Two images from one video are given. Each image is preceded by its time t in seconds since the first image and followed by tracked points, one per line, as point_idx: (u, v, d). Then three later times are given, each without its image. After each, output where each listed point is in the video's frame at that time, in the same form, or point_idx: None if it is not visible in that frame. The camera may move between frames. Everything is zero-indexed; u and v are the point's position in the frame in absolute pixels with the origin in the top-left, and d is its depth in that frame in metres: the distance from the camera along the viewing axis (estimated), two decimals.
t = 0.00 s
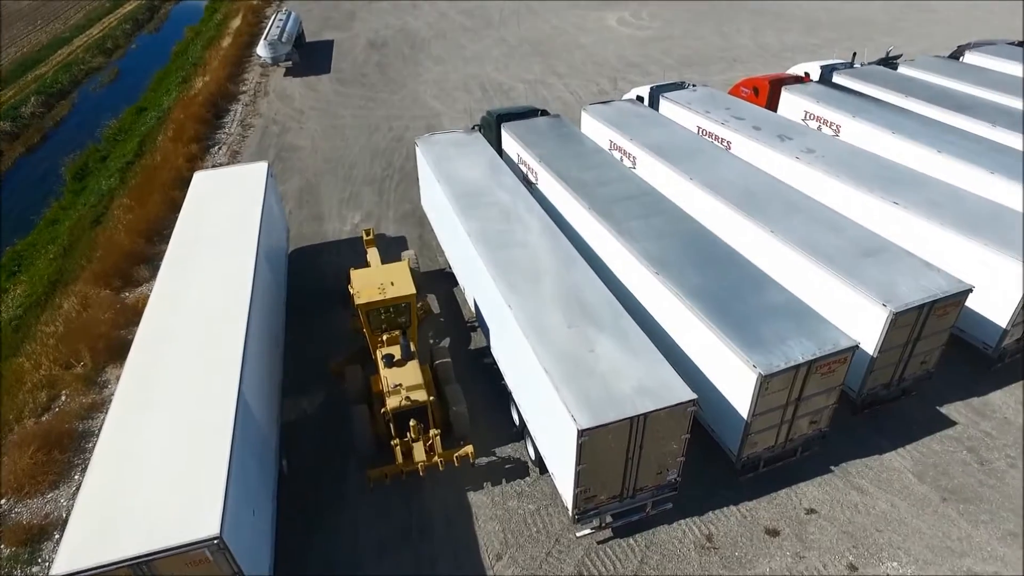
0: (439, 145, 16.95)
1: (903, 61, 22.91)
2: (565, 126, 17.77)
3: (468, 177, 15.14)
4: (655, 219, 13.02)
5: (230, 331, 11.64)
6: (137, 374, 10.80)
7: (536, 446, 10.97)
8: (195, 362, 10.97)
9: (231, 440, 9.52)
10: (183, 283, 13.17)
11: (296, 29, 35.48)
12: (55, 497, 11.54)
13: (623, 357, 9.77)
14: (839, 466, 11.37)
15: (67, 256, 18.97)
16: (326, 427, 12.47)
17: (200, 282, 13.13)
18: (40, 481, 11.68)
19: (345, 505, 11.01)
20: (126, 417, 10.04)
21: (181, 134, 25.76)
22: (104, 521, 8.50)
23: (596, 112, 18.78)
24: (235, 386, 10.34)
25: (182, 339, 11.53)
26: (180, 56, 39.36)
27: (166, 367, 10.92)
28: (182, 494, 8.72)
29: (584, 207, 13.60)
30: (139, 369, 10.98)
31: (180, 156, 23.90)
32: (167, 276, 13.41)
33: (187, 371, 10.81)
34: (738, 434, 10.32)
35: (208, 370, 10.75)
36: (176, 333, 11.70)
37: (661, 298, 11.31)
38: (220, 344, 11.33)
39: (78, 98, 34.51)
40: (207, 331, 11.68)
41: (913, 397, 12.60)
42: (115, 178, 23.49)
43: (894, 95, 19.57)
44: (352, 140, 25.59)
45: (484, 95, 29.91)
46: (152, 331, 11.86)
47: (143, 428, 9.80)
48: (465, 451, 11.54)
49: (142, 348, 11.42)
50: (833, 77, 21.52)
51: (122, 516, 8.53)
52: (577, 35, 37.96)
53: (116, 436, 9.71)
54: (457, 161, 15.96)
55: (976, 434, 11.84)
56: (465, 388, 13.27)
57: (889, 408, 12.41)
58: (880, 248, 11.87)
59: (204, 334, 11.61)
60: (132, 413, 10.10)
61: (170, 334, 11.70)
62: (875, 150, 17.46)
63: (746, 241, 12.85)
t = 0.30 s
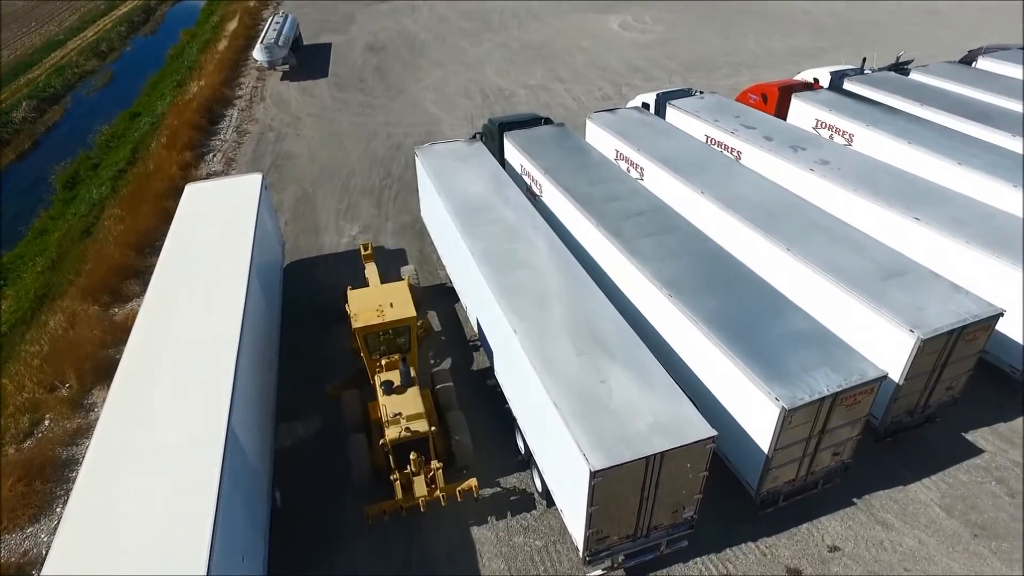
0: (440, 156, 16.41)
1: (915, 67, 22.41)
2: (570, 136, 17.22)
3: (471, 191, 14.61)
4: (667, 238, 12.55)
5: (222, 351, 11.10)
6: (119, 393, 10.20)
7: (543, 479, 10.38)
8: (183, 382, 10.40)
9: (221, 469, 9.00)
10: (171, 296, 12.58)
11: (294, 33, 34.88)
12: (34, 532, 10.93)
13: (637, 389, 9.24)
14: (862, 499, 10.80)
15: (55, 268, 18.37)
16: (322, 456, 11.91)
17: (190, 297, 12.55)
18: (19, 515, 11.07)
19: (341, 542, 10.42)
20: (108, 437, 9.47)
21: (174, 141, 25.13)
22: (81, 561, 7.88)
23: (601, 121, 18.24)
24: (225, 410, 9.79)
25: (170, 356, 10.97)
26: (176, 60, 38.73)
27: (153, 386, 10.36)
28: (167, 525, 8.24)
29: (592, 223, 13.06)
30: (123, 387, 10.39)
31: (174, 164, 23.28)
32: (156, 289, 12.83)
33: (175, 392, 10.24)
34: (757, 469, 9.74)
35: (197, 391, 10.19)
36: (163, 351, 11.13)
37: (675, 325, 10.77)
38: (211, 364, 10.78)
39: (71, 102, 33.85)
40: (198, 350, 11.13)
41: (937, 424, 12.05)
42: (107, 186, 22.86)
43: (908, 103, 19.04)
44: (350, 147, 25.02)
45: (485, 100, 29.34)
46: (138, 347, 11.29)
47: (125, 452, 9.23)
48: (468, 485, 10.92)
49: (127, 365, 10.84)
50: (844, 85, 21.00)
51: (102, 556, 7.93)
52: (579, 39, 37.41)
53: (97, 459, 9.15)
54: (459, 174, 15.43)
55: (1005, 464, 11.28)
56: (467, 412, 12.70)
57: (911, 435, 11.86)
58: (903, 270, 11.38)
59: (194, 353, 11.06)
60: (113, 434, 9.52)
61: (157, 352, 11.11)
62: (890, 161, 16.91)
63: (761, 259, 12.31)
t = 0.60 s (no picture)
0: (441, 167, 15.80)
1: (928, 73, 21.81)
2: (576, 146, 16.61)
3: (472, 204, 14.00)
4: (680, 257, 12.01)
5: (205, 397, 10.48)
6: (95, 450, 9.62)
7: (551, 517, 9.78)
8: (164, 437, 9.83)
9: (203, 542, 8.50)
10: (154, 330, 11.94)
11: (291, 36, 34.23)
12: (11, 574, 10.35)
13: (652, 426, 8.65)
14: (888, 537, 10.20)
15: (41, 283, 17.72)
16: (318, 489, 11.31)
17: (174, 330, 11.91)
18: None
19: None
20: (84, 503, 9.02)
21: (168, 148, 24.46)
22: None
23: (607, 129, 17.64)
24: (207, 467, 9.21)
25: (151, 403, 10.41)
26: (171, 63, 38.09)
27: (132, 439, 9.84)
28: None
29: (601, 240, 12.45)
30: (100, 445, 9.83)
31: (166, 172, 22.66)
32: (138, 321, 12.20)
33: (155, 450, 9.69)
34: (780, 508, 9.13)
35: (179, 447, 9.62)
36: (144, 398, 10.53)
37: (692, 351, 10.18)
38: (194, 415, 10.20)
39: (63, 107, 33.20)
40: (180, 396, 10.52)
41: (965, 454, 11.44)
42: (97, 195, 22.20)
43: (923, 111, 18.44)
44: (348, 154, 24.42)
45: (487, 105, 28.73)
46: (117, 393, 10.69)
47: (102, 519, 8.76)
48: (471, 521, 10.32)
49: (104, 417, 10.25)
50: (857, 91, 20.41)
51: None
52: (581, 42, 36.81)
53: (72, 529, 8.68)
54: (460, 186, 14.82)
55: None
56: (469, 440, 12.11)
57: (937, 466, 11.27)
58: (931, 292, 10.78)
59: (176, 400, 10.46)
60: (88, 499, 9.03)
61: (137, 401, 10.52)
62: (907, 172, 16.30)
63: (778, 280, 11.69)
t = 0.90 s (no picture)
0: (441, 180, 15.20)
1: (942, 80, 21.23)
2: (581, 158, 16.01)
3: (475, 221, 13.39)
4: (693, 279, 11.42)
5: (190, 434, 9.78)
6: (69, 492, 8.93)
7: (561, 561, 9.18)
8: (145, 480, 9.13)
9: None
10: (136, 357, 11.19)
11: (288, 39, 33.60)
12: None
13: (670, 470, 8.03)
14: None
15: (25, 300, 17.06)
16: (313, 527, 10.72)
17: (158, 357, 11.19)
18: None
19: None
20: (58, 547, 8.37)
21: (160, 156, 23.80)
22: None
23: (613, 139, 17.02)
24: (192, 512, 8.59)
25: (133, 435, 9.76)
26: (166, 67, 37.45)
27: (113, 476, 9.21)
28: None
29: (610, 261, 11.84)
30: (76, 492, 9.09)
31: (159, 181, 22.02)
32: (119, 348, 11.45)
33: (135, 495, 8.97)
34: (807, 555, 8.52)
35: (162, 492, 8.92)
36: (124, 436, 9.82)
37: (709, 384, 9.57)
38: (178, 454, 9.50)
39: (55, 112, 32.53)
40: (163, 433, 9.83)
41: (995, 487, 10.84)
42: (87, 205, 21.56)
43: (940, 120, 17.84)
44: (346, 162, 23.81)
45: (487, 111, 28.13)
46: (94, 431, 9.95)
47: (77, 566, 8.14)
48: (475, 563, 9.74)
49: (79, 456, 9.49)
50: (870, 100, 19.83)
51: None
52: (582, 46, 36.21)
53: None
54: (461, 201, 14.21)
55: None
56: (471, 472, 11.53)
57: (966, 500, 10.67)
58: (961, 319, 10.19)
59: (159, 438, 9.75)
60: (63, 544, 8.40)
61: (117, 439, 9.80)
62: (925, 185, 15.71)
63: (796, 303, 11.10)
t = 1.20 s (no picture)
0: (441, 194, 14.59)
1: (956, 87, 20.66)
2: (587, 171, 15.41)
3: (477, 238, 12.80)
4: (708, 302, 10.84)
5: (174, 476, 9.13)
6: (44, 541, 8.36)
7: None
8: (126, 527, 8.50)
9: None
10: (119, 386, 10.56)
11: (284, 43, 32.97)
12: None
13: (691, 519, 7.46)
14: None
15: (10, 318, 16.45)
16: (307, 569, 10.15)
17: (142, 385, 10.55)
18: None
19: None
20: None
21: (152, 165, 23.17)
22: None
23: (619, 150, 16.44)
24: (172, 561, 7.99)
25: (113, 475, 9.17)
26: (160, 71, 36.80)
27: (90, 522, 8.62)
28: None
29: (620, 283, 11.23)
30: (51, 544, 8.44)
31: (150, 191, 21.40)
32: (101, 378, 10.78)
33: (115, 544, 8.34)
34: None
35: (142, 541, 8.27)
36: (103, 478, 9.15)
37: (729, 420, 8.99)
38: (162, 497, 8.88)
39: (46, 118, 31.87)
40: (145, 476, 9.18)
41: None
42: (76, 216, 20.94)
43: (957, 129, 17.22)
44: (343, 171, 23.20)
45: (488, 118, 27.52)
46: (72, 470, 9.35)
47: None
48: None
49: (54, 503, 8.82)
50: (883, 109, 19.25)
51: None
52: (584, 50, 35.62)
53: None
54: (462, 217, 13.61)
55: None
56: (474, 507, 10.94)
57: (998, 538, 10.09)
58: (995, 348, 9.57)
59: (141, 477, 9.13)
60: None
61: (96, 479, 9.18)
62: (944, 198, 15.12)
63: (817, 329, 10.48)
